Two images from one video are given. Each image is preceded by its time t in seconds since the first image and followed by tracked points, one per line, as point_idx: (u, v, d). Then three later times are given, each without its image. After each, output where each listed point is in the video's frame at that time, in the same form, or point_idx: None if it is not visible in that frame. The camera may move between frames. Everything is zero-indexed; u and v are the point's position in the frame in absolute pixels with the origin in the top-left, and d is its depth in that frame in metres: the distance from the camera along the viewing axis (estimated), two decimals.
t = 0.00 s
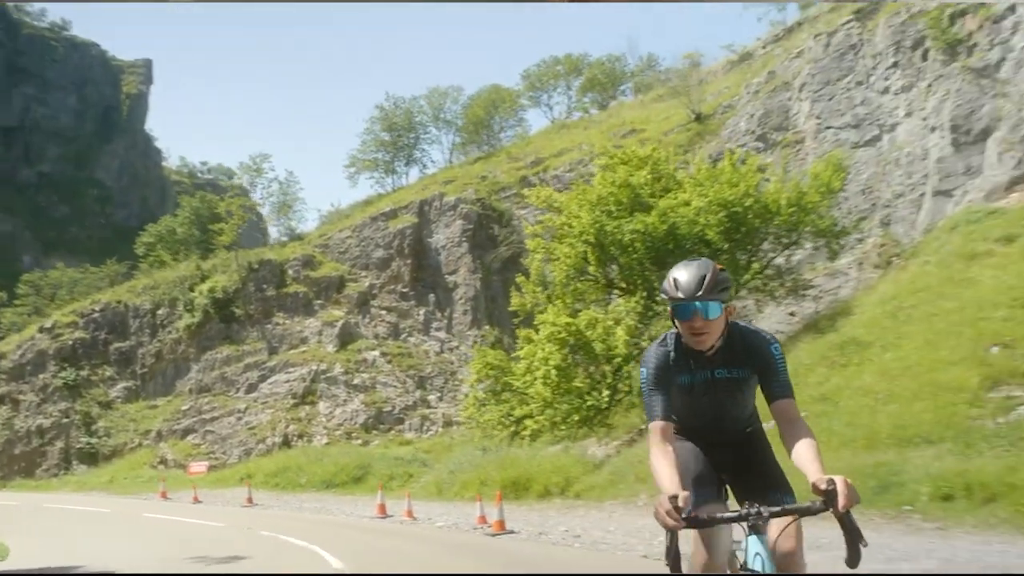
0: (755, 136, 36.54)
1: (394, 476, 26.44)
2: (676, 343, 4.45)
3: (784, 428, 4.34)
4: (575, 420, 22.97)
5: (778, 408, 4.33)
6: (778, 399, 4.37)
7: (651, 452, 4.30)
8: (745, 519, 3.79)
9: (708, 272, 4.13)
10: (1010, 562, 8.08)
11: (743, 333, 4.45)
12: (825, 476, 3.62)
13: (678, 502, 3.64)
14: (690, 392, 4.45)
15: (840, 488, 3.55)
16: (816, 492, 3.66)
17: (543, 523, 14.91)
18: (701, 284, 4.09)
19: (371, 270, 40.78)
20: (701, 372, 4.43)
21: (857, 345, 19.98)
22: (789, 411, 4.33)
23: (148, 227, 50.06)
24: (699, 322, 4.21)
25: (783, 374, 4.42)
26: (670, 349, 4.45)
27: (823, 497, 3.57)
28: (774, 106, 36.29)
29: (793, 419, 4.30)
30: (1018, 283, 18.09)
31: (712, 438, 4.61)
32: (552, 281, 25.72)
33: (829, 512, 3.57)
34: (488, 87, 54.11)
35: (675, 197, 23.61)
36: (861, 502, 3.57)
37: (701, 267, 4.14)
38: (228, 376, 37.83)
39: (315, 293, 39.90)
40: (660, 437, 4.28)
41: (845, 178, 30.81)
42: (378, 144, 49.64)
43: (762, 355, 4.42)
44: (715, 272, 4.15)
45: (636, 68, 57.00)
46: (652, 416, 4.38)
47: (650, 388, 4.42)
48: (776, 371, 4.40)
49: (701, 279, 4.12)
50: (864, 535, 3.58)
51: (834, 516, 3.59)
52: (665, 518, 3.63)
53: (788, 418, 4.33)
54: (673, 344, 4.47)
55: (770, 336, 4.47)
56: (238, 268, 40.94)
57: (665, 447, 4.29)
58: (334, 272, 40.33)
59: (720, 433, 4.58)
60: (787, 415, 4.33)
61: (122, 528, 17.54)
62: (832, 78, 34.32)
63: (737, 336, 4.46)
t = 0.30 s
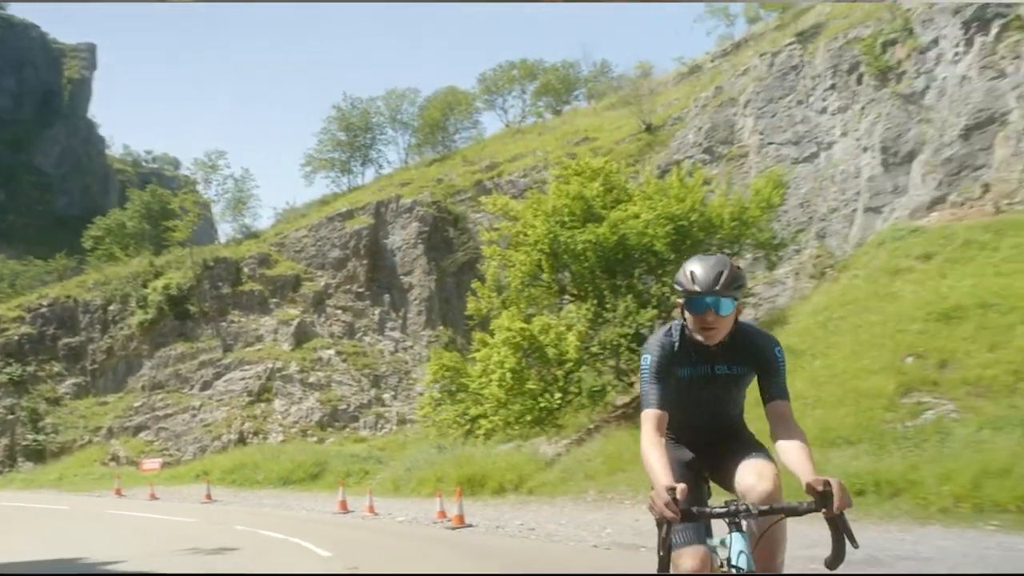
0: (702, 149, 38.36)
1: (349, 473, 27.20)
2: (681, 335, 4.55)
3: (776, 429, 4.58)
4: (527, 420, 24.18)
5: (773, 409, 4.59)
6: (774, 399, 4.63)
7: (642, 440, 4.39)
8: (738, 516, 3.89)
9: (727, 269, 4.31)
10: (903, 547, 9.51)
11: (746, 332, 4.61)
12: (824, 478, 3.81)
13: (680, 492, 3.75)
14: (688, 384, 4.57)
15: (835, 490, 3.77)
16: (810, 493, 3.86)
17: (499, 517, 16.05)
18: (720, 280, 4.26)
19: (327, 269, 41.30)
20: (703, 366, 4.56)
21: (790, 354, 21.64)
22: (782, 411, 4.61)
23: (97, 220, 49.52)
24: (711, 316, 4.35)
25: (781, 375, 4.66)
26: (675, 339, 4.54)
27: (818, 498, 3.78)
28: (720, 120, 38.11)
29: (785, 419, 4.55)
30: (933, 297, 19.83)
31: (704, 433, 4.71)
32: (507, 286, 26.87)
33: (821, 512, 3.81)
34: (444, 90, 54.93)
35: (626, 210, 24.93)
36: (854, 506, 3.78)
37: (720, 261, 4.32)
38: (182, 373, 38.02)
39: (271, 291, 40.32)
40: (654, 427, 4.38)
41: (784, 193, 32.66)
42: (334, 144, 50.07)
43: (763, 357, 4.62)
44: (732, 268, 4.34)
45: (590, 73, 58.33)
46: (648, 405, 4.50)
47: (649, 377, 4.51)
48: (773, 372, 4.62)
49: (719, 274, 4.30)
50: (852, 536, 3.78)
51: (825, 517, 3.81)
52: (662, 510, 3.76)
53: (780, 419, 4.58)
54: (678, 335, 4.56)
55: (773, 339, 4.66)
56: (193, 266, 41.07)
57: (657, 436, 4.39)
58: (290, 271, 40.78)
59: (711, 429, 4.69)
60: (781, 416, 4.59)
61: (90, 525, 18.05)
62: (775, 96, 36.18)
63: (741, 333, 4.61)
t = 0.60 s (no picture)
0: (651, 159, 40.04)
1: (305, 471, 27.74)
2: (672, 335, 4.28)
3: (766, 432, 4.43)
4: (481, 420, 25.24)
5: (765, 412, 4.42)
6: (764, 402, 4.43)
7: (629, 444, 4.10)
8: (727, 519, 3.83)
9: (721, 269, 4.04)
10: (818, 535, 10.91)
11: (742, 333, 4.33)
12: (810, 479, 3.85)
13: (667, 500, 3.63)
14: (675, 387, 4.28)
15: (822, 491, 3.80)
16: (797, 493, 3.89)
17: (457, 513, 17.14)
18: (715, 281, 4.00)
19: (282, 270, 41.62)
20: (694, 368, 4.27)
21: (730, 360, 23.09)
22: (774, 412, 4.45)
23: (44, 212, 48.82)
24: (707, 318, 4.07)
25: (771, 377, 4.44)
26: (666, 338, 4.25)
27: (805, 499, 3.83)
28: (669, 132, 39.85)
29: (776, 422, 4.42)
30: (859, 309, 21.54)
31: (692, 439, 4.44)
32: (463, 291, 27.96)
33: (810, 512, 3.84)
34: (401, 90, 55.52)
35: (578, 221, 26.46)
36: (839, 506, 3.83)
37: (714, 261, 4.04)
38: (135, 371, 38.07)
39: (225, 290, 40.60)
40: (641, 432, 4.09)
41: (727, 205, 34.44)
42: (290, 143, 50.49)
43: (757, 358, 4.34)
44: (726, 268, 4.05)
45: (545, 78, 59.53)
46: (635, 407, 4.19)
47: (637, 378, 4.20)
48: (764, 375, 4.37)
49: (714, 274, 4.03)
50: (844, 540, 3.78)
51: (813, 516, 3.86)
52: (649, 519, 3.63)
53: (772, 421, 4.45)
54: (668, 335, 4.27)
55: (767, 340, 4.41)
56: (147, 264, 41.09)
57: (646, 442, 4.10)
58: (245, 271, 41.10)
59: (697, 433, 4.44)
60: (772, 417, 4.45)
61: (54, 522, 18.51)
62: (720, 111, 37.96)
63: (735, 334, 4.33)
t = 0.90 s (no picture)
0: (602, 170, 41.50)
1: (263, 471, 28.26)
2: (651, 343, 4.75)
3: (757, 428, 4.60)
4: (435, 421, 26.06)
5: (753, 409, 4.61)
6: (751, 399, 4.67)
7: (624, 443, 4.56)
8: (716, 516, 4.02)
9: (678, 273, 4.43)
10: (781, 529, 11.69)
11: (716, 334, 4.75)
12: (801, 481, 3.90)
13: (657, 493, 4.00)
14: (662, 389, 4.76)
15: (815, 494, 3.84)
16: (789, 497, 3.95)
17: (417, 510, 18.21)
18: (670, 285, 4.39)
19: (237, 271, 42.36)
20: (677, 369, 4.74)
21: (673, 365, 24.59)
22: (761, 410, 4.61)
23: None
24: (668, 320, 4.50)
25: (756, 374, 4.73)
26: (645, 346, 4.73)
27: (797, 502, 3.87)
28: (619, 144, 41.42)
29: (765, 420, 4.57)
30: (793, 320, 23.27)
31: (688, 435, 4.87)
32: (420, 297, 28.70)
33: (802, 514, 3.89)
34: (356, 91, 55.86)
35: (532, 232, 27.67)
36: (830, 508, 3.84)
37: (670, 265, 4.44)
38: (86, 370, 37.95)
39: (179, 291, 41.27)
40: (633, 433, 4.55)
41: (674, 216, 36.04)
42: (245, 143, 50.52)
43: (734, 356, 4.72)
44: (683, 272, 4.46)
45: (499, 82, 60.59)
46: (627, 410, 4.67)
47: (624, 383, 4.71)
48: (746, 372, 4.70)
49: (672, 279, 4.44)
50: (830, 541, 3.82)
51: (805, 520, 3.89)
52: (642, 511, 4.01)
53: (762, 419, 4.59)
54: (648, 343, 4.74)
55: (743, 339, 4.77)
56: (98, 262, 40.85)
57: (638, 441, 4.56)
58: (200, 271, 41.79)
59: (693, 430, 4.85)
60: (761, 415, 4.61)
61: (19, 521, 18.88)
62: (669, 125, 39.59)
63: (710, 336, 4.75)
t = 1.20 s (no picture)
0: (547, 176, 42.60)
1: (214, 466, 29.01)
2: (671, 327, 4.21)
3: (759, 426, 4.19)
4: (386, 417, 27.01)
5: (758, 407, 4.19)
6: (756, 396, 4.25)
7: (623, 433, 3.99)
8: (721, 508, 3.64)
9: (714, 260, 3.96)
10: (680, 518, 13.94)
11: (735, 327, 4.23)
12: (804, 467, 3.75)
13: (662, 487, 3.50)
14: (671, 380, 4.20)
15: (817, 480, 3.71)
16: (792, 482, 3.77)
17: (372, 503, 19.24)
18: (707, 270, 3.91)
19: (185, 266, 42.66)
20: (688, 360, 4.19)
21: (612, 367, 26.18)
22: (766, 407, 4.22)
23: None
24: (697, 309, 3.99)
25: (767, 371, 4.29)
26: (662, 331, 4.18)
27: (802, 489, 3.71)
28: (565, 152, 42.69)
29: (771, 420, 4.17)
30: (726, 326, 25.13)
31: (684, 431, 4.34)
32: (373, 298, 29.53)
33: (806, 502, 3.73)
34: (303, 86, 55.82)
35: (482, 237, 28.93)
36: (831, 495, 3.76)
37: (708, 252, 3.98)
38: (28, 365, 37.69)
39: (126, 286, 41.45)
40: (637, 422, 3.98)
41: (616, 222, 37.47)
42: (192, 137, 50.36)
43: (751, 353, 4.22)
44: (721, 260, 3.99)
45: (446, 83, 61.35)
46: (632, 398, 4.10)
47: (633, 369, 4.14)
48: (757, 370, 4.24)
49: (707, 264, 3.94)
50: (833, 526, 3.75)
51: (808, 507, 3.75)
52: (646, 506, 3.48)
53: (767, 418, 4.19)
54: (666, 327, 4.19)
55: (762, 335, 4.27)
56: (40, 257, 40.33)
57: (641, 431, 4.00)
58: (148, 266, 42.00)
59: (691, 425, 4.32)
60: (767, 414, 4.20)
61: None
62: (613, 135, 41.23)
63: (729, 329, 4.22)
